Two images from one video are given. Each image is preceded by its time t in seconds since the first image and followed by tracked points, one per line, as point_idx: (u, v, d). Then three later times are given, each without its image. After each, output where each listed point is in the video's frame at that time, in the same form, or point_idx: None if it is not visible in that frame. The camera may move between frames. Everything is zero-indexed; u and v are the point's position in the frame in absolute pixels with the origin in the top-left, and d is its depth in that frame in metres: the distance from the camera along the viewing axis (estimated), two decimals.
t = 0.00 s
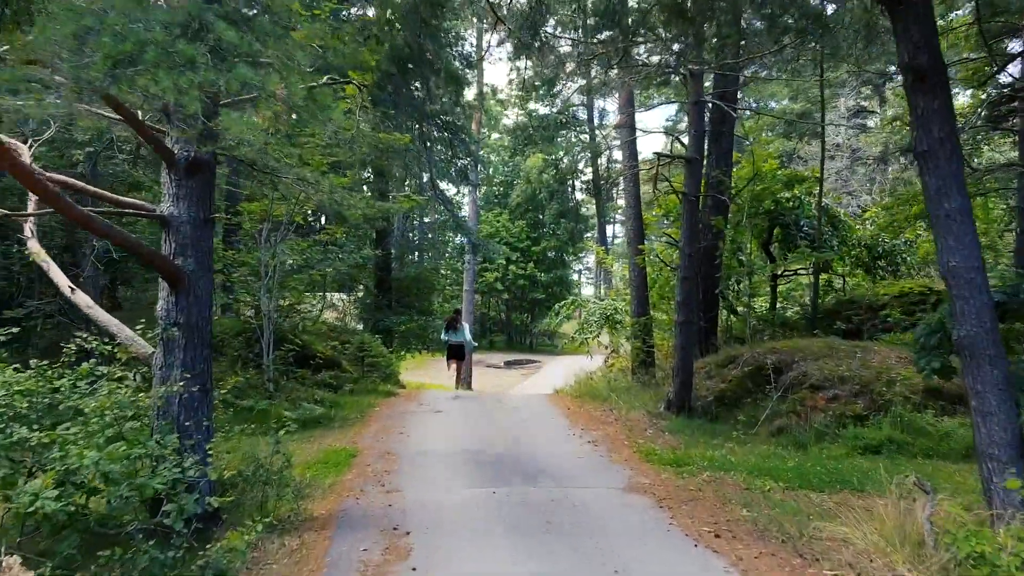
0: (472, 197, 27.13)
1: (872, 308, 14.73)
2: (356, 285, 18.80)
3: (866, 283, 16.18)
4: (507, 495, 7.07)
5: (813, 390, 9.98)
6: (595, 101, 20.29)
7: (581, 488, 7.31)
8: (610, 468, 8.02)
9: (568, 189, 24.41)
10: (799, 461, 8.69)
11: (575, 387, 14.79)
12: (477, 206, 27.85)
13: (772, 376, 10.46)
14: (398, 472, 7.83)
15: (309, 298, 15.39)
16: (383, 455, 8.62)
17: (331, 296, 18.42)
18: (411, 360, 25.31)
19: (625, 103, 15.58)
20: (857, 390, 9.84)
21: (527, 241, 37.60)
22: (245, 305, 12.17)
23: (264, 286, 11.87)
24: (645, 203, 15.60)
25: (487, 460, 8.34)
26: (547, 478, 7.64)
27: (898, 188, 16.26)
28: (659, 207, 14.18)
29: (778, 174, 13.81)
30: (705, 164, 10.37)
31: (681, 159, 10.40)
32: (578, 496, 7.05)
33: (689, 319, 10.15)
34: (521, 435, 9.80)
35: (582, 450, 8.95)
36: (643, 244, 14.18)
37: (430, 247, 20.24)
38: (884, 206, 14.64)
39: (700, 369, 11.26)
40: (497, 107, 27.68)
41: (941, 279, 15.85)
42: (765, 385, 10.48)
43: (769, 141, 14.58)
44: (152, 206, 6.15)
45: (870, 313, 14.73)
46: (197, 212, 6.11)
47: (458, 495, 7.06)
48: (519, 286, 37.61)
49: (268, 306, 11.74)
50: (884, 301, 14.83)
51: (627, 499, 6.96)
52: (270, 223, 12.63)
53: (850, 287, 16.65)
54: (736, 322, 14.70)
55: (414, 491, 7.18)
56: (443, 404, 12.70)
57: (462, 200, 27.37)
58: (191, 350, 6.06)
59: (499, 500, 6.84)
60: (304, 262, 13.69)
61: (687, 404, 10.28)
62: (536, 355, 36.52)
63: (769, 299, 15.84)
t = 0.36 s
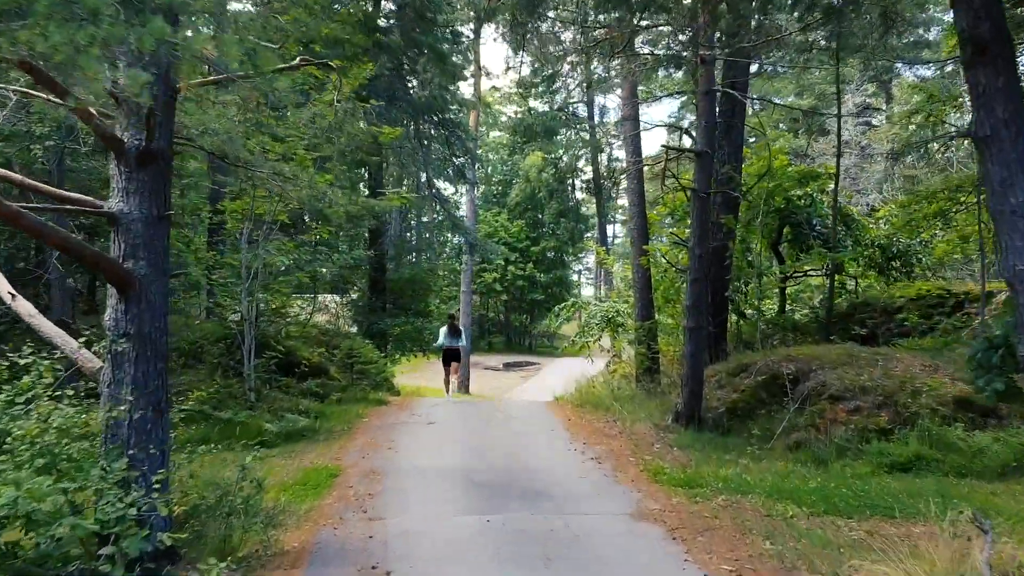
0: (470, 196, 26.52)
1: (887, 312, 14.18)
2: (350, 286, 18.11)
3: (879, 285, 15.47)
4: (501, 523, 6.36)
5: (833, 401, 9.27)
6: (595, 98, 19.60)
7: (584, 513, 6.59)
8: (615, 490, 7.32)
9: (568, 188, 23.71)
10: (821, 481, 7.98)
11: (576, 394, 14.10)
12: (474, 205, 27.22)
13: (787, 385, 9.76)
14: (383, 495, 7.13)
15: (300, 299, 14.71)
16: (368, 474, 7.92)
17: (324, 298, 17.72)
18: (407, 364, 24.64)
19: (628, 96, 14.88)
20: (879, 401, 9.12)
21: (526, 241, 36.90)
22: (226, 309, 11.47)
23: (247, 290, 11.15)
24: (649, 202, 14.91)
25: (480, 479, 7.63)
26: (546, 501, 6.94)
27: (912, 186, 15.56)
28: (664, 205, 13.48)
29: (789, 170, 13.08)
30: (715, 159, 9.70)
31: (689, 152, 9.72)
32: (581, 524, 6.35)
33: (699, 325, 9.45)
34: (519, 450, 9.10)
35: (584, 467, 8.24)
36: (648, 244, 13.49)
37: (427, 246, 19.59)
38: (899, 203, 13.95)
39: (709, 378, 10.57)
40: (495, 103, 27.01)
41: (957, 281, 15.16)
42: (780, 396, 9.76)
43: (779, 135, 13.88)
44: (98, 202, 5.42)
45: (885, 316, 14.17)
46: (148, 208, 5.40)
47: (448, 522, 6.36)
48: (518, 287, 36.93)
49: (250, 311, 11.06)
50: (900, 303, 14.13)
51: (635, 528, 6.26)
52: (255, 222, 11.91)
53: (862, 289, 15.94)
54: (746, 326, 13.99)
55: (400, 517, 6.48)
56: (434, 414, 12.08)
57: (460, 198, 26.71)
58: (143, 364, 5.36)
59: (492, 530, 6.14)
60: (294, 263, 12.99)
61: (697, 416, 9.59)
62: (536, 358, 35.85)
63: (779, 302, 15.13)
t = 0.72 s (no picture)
0: (467, 194, 25.69)
1: (906, 316, 13.28)
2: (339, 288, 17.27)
3: (896, 287, 14.61)
4: (489, 563, 5.56)
5: (857, 417, 8.44)
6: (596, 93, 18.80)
7: (585, 552, 5.76)
8: (618, 522, 6.52)
9: (567, 187, 22.88)
10: (847, 508, 7.16)
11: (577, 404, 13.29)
12: (471, 203, 26.38)
13: (806, 399, 8.94)
14: (357, 528, 6.32)
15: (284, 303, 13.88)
16: (343, 501, 7.11)
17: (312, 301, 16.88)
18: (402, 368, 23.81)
19: (631, 87, 14.07)
20: (908, 417, 8.29)
21: (525, 242, 36.02)
22: (200, 314, 10.65)
23: (221, 292, 10.34)
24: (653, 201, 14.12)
25: (468, 509, 6.80)
26: (541, 535, 6.13)
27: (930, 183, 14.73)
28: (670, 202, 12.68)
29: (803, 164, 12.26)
30: (728, 151, 8.92)
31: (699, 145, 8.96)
32: (580, 564, 5.54)
33: (710, 333, 8.67)
34: (512, 471, 8.30)
35: (585, 493, 7.43)
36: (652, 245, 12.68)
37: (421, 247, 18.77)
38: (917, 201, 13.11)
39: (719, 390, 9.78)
40: (492, 98, 26.15)
41: (978, 282, 14.32)
42: (799, 410, 8.95)
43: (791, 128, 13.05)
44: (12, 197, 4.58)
45: (903, 322, 13.23)
46: (71, 205, 4.57)
47: (428, 562, 5.56)
48: (517, 288, 36.09)
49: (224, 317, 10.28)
50: (919, 307, 13.28)
51: (643, 570, 5.45)
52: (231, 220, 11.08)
53: (877, 292, 15.11)
54: (756, 331, 13.16)
55: (374, 557, 5.67)
56: (423, 427, 11.30)
57: (455, 197, 25.86)
58: (64, 388, 4.53)
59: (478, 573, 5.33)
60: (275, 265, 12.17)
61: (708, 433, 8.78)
62: (535, 360, 35.00)
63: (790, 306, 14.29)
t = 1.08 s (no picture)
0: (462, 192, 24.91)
1: (927, 320, 12.50)
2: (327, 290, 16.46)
3: (914, 290, 13.83)
4: None
5: (890, 435, 7.61)
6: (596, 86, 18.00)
7: None
8: (627, 562, 5.72)
9: (566, 184, 22.10)
10: (884, 543, 6.35)
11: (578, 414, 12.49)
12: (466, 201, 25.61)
13: (832, 414, 8.17)
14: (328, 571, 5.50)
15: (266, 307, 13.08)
16: (316, 536, 6.29)
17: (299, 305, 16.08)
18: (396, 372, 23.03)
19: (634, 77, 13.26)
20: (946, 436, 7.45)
21: (523, 241, 35.22)
22: (170, 320, 9.83)
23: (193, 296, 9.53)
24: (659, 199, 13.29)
25: (456, 547, 5.97)
26: None
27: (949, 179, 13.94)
28: (677, 199, 11.85)
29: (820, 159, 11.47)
30: (746, 141, 8.05)
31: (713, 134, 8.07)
32: None
33: (726, 344, 7.84)
34: (506, 496, 7.49)
35: (588, 524, 6.61)
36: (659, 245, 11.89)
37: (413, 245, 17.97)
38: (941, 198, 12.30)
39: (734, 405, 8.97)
40: (487, 93, 25.36)
41: (1000, 284, 13.54)
42: (823, 427, 8.18)
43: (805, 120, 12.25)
44: None
45: (924, 326, 12.44)
46: None
47: None
48: (514, 288, 35.33)
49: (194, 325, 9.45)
50: (941, 310, 12.48)
51: None
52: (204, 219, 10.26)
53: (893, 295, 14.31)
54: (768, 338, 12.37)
55: None
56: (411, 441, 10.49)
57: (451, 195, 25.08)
58: None
59: None
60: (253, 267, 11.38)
61: (723, 453, 7.97)
62: (533, 362, 34.24)
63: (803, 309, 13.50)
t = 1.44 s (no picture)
0: (462, 190, 24.05)
1: (960, 325, 11.62)
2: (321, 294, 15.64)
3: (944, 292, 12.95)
4: None
5: (946, 458, 6.67)
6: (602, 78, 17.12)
7: None
8: None
9: (570, 181, 21.21)
10: None
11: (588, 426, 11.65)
12: (466, 199, 24.75)
13: (878, 432, 7.39)
14: None
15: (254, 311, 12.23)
16: None
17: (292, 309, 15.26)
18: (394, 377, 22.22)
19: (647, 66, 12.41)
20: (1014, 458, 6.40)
21: (525, 240, 34.37)
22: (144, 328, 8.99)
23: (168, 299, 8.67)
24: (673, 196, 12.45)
25: None
26: None
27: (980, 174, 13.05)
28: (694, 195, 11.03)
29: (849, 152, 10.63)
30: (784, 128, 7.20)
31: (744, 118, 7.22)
32: None
33: (760, 355, 7.01)
34: (515, 526, 6.64)
35: (608, 564, 5.76)
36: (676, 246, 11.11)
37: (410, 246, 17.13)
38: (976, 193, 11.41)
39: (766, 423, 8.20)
40: (487, 88, 24.48)
41: None
42: (869, 446, 7.40)
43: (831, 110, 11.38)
44: None
45: (958, 332, 11.58)
46: None
47: None
48: (516, 289, 34.48)
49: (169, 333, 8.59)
50: (975, 314, 11.61)
51: None
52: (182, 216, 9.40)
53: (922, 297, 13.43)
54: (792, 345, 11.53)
55: None
56: (409, 457, 9.65)
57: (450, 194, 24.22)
58: None
59: None
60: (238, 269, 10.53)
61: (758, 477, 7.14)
62: (536, 364, 33.41)
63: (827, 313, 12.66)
